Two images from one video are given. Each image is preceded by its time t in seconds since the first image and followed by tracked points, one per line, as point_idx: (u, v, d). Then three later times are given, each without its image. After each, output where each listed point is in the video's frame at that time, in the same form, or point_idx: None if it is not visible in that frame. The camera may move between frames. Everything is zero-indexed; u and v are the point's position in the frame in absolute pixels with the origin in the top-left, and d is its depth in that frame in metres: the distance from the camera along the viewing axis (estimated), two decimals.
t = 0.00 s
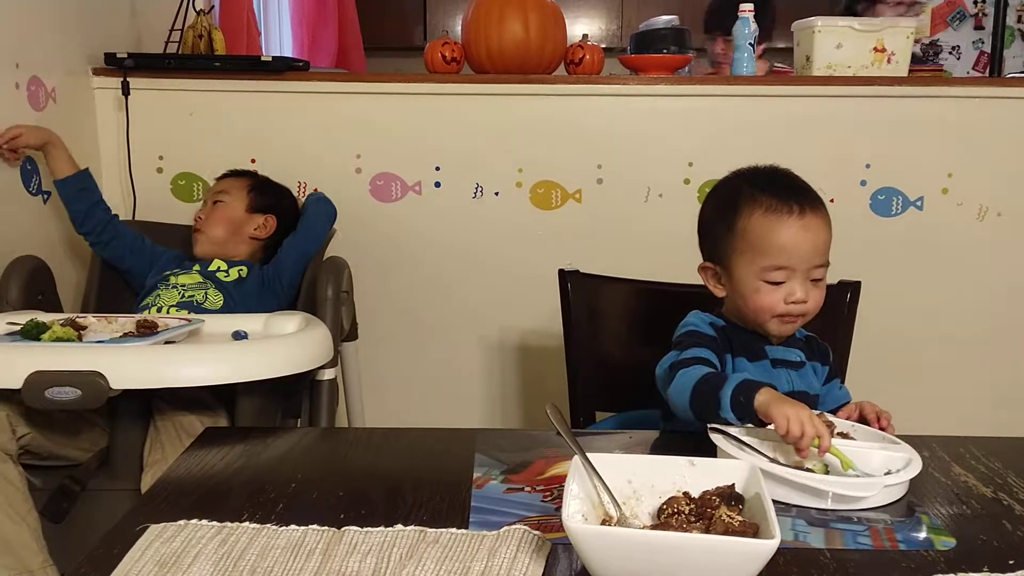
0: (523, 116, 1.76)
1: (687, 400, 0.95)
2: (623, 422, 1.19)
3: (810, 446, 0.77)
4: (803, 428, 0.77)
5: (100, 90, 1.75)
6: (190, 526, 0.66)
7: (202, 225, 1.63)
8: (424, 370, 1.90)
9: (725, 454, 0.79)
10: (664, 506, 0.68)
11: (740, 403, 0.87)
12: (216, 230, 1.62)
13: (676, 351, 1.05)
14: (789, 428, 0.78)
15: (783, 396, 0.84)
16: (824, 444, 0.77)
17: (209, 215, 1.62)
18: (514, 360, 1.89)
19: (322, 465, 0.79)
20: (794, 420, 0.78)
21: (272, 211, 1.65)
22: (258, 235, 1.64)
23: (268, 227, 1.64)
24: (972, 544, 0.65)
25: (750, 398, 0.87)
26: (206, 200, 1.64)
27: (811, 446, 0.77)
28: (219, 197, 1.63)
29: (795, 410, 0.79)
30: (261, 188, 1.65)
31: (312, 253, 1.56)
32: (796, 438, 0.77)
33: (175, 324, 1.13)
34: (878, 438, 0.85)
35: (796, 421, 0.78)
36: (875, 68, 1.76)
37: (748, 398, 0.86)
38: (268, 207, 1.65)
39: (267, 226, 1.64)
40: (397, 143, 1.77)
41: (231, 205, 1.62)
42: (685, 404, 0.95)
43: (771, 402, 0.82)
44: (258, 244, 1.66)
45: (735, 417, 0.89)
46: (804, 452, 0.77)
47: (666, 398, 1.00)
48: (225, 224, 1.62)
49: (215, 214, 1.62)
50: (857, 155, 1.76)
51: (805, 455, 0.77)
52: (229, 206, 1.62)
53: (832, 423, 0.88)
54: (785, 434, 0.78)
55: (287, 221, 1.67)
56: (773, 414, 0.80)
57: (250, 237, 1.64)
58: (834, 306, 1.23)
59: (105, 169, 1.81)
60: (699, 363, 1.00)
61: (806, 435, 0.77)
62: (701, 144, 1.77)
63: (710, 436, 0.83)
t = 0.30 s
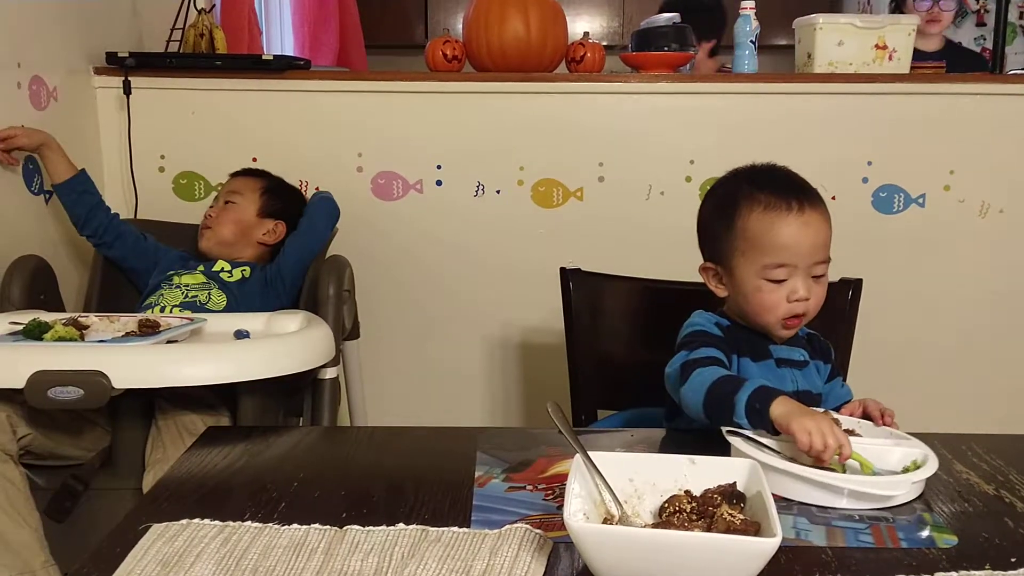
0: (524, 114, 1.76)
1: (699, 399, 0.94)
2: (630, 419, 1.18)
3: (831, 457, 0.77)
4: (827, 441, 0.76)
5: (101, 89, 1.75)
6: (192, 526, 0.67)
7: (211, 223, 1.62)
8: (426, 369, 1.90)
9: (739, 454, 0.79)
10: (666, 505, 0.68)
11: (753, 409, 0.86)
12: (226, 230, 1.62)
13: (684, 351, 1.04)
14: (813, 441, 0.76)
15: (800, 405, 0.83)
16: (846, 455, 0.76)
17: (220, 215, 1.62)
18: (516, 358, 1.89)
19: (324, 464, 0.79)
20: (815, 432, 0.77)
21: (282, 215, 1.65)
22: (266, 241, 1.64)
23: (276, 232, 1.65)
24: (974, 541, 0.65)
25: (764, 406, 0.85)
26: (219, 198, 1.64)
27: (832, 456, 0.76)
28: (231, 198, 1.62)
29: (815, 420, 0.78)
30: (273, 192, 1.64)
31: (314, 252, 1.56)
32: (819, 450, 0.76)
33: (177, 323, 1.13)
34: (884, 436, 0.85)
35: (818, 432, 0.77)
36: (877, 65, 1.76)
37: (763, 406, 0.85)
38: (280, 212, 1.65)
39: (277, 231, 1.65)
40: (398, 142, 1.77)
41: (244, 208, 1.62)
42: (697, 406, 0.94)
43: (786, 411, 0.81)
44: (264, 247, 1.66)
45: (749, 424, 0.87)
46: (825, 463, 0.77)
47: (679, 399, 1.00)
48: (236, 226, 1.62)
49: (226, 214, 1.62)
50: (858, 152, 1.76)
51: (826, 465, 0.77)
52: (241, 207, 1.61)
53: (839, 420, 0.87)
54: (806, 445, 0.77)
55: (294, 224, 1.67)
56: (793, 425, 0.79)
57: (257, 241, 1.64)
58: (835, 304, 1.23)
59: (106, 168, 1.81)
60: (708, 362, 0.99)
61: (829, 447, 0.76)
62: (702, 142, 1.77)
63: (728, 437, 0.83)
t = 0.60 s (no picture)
0: (522, 112, 1.76)
1: (700, 401, 0.94)
2: (629, 417, 1.18)
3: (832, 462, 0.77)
4: (827, 448, 0.76)
5: (100, 89, 1.75)
6: (191, 525, 0.66)
7: (211, 225, 1.62)
8: (426, 368, 1.90)
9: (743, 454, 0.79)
10: (665, 504, 0.68)
11: (750, 416, 0.85)
12: (226, 232, 1.61)
13: (683, 351, 1.04)
14: (814, 449, 0.77)
15: (800, 410, 0.83)
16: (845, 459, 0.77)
17: (220, 216, 1.62)
18: (515, 357, 1.89)
19: (324, 463, 0.79)
20: (811, 436, 0.77)
21: (282, 218, 1.65)
22: (265, 242, 1.64)
23: (275, 234, 1.64)
24: (973, 540, 0.65)
25: (762, 414, 0.84)
26: (220, 198, 1.64)
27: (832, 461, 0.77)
28: (231, 199, 1.62)
29: (811, 425, 0.78)
30: (273, 194, 1.64)
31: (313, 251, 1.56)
32: (817, 456, 0.76)
33: (175, 323, 1.13)
34: (889, 433, 0.85)
35: (814, 437, 0.77)
36: (876, 62, 1.76)
37: (760, 414, 0.84)
38: (280, 215, 1.65)
39: (276, 233, 1.64)
40: (397, 141, 1.77)
41: (245, 209, 1.61)
42: (697, 409, 0.94)
43: (781, 419, 0.81)
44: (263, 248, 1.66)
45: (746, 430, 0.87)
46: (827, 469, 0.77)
47: (681, 404, 0.99)
48: (236, 228, 1.62)
49: (225, 215, 1.61)
50: (857, 150, 1.76)
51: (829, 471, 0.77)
52: (241, 207, 1.61)
53: (841, 419, 0.87)
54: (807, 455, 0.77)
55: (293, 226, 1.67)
56: (790, 434, 0.78)
57: (257, 242, 1.64)
58: (834, 302, 1.23)
59: (105, 168, 1.81)
60: (710, 364, 0.99)
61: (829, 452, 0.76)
62: (701, 141, 1.76)
63: (734, 438, 0.83)
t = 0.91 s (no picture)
0: (524, 112, 1.76)
1: (697, 403, 0.94)
2: (629, 416, 1.18)
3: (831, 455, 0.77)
4: (824, 441, 0.77)
5: (102, 89, 1.76)
6: (194, 524, 0.67)
7: (212, 225, 1.63)
8: (427, 367, 1.90)
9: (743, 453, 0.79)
10: (667, 502, 0.68)
11: (745, 415, 0.85)
12: (227, 231, 1.62)
13: (682, 352, 1.04)
14: (811, 444, 0.77)
15: (794, 405, 0.83)
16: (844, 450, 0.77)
17: (221, 216, 1.62)
18: (517, 357, 1.89)
19: (325, 463, 0.79)
20: (807, 430, 0.78)
21: (284, 218, 1.65)
22: (267, 242, 1.65)
23: (277, 234, 1.65)
24: (975, 539, 0.65)
25: (756, 413, 0.85)
26: (221, 198, 1.64)
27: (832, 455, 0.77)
28: (233, 199, 1.62)
29: (806, 419, 0.79)
30: (274, 194, 1.64)
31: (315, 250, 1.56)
32: (814, 451, 0.76)
33: (178, 322, 1.13)
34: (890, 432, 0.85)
35: (810, 431, 0.77)
36: (877, 62, 1.76)
37: (754, 413, 0.84)
38: (281, 215, 1.65)
39: (278, 233, 1.65)
40: (398, 140, 1.77)
41: (246, 209, 1.62)
42: (696, 410, 0.94)
43: (775, 418, 0.81)
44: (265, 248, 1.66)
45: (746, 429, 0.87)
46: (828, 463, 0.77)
47: (681, 406, 0.99)
48: (237, 228, 1.62)
49: (227, 215, 1.62)
50: (859, 150, 1.76)
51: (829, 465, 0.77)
52: (244, 208, 1.62)
53: (842, 418, 0.87)
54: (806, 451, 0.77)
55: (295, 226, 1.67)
56: (785, 433, 0.79)
57: (258, 242, 1.64)
58: (835, 302, 1.23)
59: (107, 168, 1.81)
60: (710, 365, 1.00)
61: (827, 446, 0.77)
62: (702, 140, 1.77)
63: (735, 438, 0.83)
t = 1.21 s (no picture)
0: (526, 111, 1.76)
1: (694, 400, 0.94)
2: (630, 415, 1.18)
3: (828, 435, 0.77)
4: (819, 422, 0.77)
5: (105, 87, 1.76)
6: (198, 521, 0.67)
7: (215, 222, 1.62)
8: (430, 366, 1.91)
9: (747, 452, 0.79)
10: (671, 501, 0.68)
11: (738, 402, 0.86)
12: (228, 229, 1.61)
13: (682, 350, 1.04)
14: (807, 428, 0.77)
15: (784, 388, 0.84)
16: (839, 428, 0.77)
17: (224, 214, 1.62)
18: (519, 355, 1.89)
19: (328, 460, 0.79)
20: (802, 414, 0.78)
21: (286, 215, 1.65)
22: (269, 239, 1.65)
23: (280, 230, 1.65)
24: (979, 538, 0.65)
25: (748, 399, 0.85)
26: (223, 197, 1.64)
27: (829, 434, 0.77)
28: (235, 197, 1.62)
29: (798, 402, 0.79)
30: (276, 191, 1.65)
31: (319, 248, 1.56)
32: (812, 433, 0.77)
33: (181, 320, 1.13)
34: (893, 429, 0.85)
35: (805, 413, 0.77)
36: (881, 61, 1.76)
37: (745, 399, 0.85)
38: (282, 212, 1.65)
39: (280, 230, 1.65)
40: (401, 139, 1.78)
41: (249, 207, 1.62)
42: (694, 407, 0.95)
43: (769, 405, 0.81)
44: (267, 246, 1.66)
45: (744, 419, 0.87)
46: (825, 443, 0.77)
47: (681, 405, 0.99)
48: (239, 225, 1.62)
49: (229, 213, 1.62)
50: (862, 149, 1.76)
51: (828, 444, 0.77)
52: (247, 207, 1.62)
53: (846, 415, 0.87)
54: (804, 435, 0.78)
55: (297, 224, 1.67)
56: (780, 420, 0.79)
57: (260, 240, 1.64)
58: (838, 300, 1.23)
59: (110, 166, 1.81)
60: (710, 362, 1.00)
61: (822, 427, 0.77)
62: (705, 139, 1.76)
63: (739, 436, 0.83)
